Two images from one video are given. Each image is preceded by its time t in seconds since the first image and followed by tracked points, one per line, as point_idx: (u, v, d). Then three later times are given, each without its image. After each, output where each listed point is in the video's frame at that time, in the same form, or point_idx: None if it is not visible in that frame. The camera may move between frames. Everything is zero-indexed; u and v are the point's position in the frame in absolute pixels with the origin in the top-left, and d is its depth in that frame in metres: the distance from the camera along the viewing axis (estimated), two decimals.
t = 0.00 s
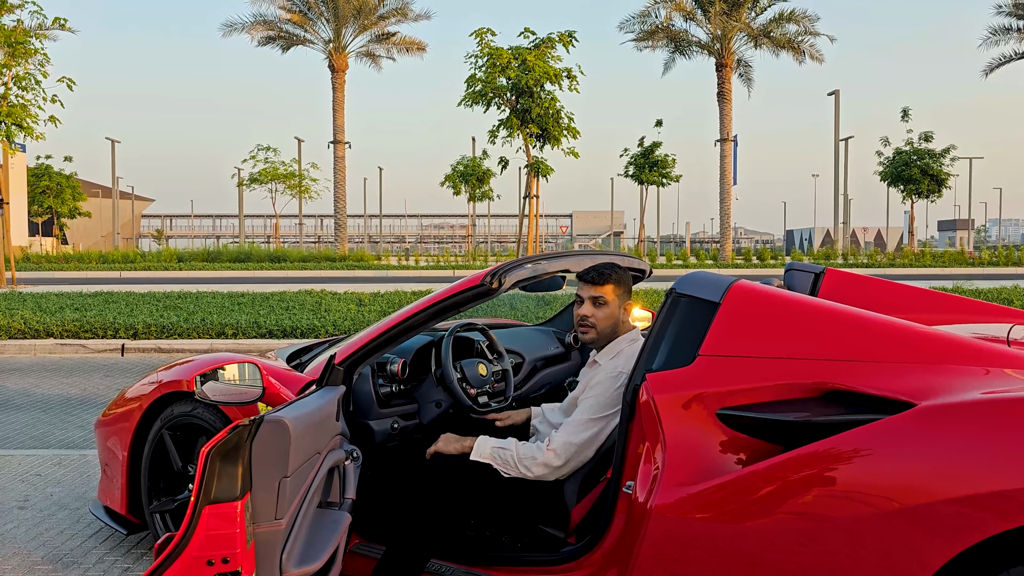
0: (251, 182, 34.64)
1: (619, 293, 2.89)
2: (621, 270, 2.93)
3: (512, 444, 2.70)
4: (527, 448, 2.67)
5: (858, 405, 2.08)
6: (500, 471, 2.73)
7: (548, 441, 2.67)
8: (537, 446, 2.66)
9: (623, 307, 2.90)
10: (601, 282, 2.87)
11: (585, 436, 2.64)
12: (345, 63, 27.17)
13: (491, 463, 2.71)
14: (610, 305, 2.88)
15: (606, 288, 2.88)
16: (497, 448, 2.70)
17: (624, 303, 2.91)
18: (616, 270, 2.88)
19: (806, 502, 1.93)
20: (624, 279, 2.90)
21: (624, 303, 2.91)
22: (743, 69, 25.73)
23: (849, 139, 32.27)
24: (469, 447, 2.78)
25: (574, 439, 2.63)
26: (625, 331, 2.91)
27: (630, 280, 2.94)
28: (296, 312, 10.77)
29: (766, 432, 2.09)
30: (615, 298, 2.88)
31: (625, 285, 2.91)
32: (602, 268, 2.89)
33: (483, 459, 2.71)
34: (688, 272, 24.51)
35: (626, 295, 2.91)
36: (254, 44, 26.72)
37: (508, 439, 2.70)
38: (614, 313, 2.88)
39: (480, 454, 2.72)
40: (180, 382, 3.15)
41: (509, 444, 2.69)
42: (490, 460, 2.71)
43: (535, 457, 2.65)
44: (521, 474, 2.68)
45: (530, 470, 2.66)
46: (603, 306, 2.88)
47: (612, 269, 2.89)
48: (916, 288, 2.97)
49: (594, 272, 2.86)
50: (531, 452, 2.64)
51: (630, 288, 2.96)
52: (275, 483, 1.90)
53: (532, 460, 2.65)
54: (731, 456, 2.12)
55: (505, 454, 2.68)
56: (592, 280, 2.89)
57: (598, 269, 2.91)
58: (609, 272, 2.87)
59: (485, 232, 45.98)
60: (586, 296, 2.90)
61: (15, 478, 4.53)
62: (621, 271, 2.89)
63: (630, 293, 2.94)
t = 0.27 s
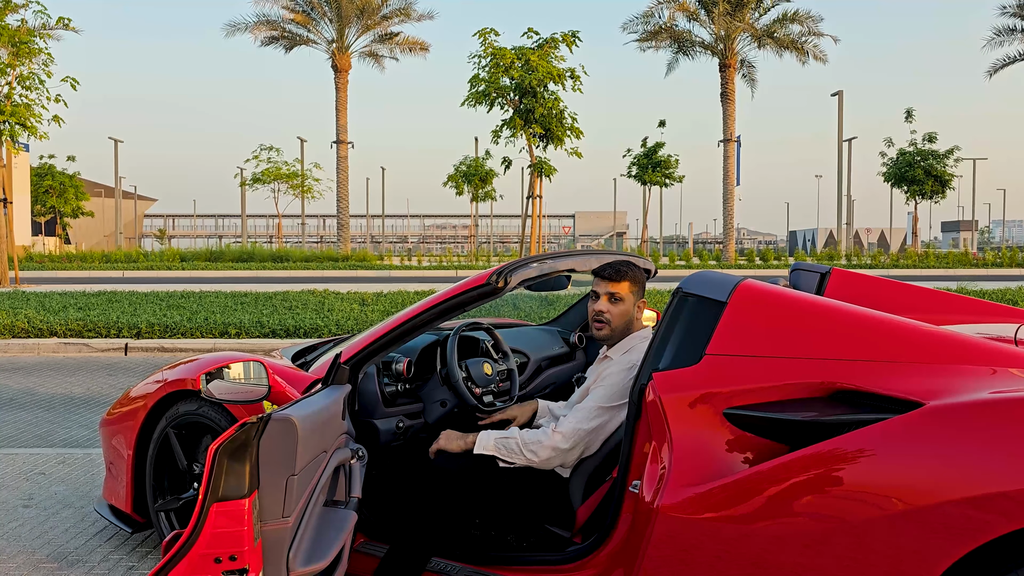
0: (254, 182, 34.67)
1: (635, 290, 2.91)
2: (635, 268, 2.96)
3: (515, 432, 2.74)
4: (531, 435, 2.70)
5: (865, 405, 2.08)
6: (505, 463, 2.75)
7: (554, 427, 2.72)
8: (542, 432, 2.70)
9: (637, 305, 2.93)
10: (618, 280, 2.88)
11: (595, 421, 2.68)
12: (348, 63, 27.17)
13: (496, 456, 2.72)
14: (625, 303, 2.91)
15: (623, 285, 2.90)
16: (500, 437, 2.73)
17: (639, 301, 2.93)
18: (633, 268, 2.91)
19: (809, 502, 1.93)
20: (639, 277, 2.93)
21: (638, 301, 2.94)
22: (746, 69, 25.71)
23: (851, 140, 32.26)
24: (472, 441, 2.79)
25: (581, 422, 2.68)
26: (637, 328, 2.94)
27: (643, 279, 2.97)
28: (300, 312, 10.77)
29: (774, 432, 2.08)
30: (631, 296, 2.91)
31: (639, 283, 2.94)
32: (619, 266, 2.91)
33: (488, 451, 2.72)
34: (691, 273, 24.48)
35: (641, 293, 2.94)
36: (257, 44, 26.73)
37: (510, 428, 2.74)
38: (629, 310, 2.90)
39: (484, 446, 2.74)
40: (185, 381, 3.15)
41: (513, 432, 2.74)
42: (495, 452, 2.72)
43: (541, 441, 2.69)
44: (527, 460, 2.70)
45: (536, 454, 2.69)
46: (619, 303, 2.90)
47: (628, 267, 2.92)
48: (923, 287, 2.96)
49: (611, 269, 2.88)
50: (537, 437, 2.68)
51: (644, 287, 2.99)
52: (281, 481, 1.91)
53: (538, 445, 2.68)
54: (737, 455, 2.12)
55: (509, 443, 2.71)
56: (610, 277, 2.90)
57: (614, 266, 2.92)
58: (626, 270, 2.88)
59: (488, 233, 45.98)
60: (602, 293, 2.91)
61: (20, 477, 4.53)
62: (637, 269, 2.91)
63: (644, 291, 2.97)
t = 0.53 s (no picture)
0: (253, 179, 34.64)
1: (654, 284, 2.93)
2: (654, 263, 2.98)
3: (532, 412, 2.78)
4: (548, 416, 2.75)
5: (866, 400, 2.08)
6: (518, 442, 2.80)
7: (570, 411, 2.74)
8: (558, 415, 2.74)
9: (655, 299, 2.95)
10: (638, 272, 2.91)
11: (610, 408, 2.69)
12: (348, 60, 27.13)
13: (509, 433, 2.79)
14: (643, 296, 2.93)
15: (642, 278, 2.92)
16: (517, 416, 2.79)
17: (657, 295, 2.95)
18: (653, 262, 2.93)
19: (809, 496, 1.94)
20: (658, 271, 2.96)
21: (656, 295, 2.96)
22: (746, 66, 25.70)
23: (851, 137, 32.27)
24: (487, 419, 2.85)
25: (596, 409, 2.70)
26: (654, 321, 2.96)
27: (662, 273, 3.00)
28: (300, 309, 10.77)
29: (776, 426, 2.09)
30: (650, 290, 2.93)
31: (658, 277, 2.96)
32: (638, 259, 2.93)
33: (502, 427, 2.80)
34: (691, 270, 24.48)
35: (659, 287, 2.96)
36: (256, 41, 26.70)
37: (528, 409, 2.79)
38: (647, 303, 2.93)
39: (499, 422, 2.80)
40: (186, 376, 3.15)
41: (530, 413, 2.78)
42: (507, 430, 2.79)
43: (556, 423, 2.73)
44: (540, 441, 2.74)
45: (549, 436, 2.73)
46: (637, 295, 2.92)
47: (647, 261, 2.94)
48: (923, 283, 2.96)
49: (631, 262, 2.91)
50: (552, 417, 2.72)
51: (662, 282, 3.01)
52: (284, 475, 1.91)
53: (553, 427, 2.72)
54: (739, 450, 2.13)
55: (525, 422, 2.77)
56: (628, 270, 2.92)
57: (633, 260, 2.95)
58: (646, 264, 2.91)
59: (487, 230, 45.97)
60: (620, 285, 2.94)
61: (21, 473, 4.54)
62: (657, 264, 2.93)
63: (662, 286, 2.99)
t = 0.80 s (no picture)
0: (251, 171, 34.55)
1: (662, 279, 2.90)
2: (667, 260, 2.96)
3: (538, 416, 2.71)
4: (554, 419, 2.68)
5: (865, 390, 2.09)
6: (525, 448, 2.72)
7: (576, 412, 2.69)
8: (565, 417, 2.68)
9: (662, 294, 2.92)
10: (647, 264, 2.88)
11: (615, 404, 2.67)
12: (345, 51, 27.02)
13: (515, 438, 2.70)
14: (650, 289, 2.90)
15: (651, 271, 2.89)
16: (521, 420, 2.71)
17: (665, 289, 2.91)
18: (664, 257, 2.91)
19: (807, 488, 1.95)
20: (669, 267, 2.93)
21: (664, 290, 2.93)
22: (745, 57, 25.64)
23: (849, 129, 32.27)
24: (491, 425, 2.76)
25: (603, 408, 2.66)
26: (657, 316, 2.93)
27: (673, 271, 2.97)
28: (298, 301, 10.76)
29: (776, 418, 2.10)
30: (657, 283, 2.89)
31: (669, 272, 2.93)
32: (650, 253, 2.92)
33: (506, 432, 2.70)
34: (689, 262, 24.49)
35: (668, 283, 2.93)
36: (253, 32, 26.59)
37: (532, 412, 2.71)
38: (652, 296, 2.89)
39: (503, 427, 2.72)
40: (185, 369, 3.16)
41: (535, 416, 2.71)
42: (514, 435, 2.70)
43: (564, 427, 2.66)
44: (549, 445, 2.67)
45: (558, 440, 2.66)
46: (644, 288, 2.89)
47: (659, 256, 2.92)
48: (923, 275, 2.96)
49: (642, 253, 2.89)
50: (559, 423, 2.65)
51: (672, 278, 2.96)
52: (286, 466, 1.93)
53: (561, 430, 2.66)
54: (738, 441, 2.14)
55: (531, 427, 2.69)
56: (638, 262, 2.90)
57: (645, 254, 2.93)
58: (656, 257, 2.90)
59: (486, 222, 45.93)
60: (628, 275, 2.92)
61: (20, 465, 4.54)
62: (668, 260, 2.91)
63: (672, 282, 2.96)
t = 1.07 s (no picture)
0: (249, 159, 34.42)
1: (660, 267, 2.88)
2: (666, 246, 2.92)
3: (534, 407, 2.70)
4: (551, 410, 2.68)
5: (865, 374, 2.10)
6: (522, 439, 2.72)
7: (574, 401, 2.70)
8: (562, 407, 2.69)
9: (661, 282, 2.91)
10: (643, 254, 2.87)
11: (613, 392, 2.67)
12: (343, 38, 26.87)
13: (513, 430, 2.70)
14: (648, 278, 2.89)
15: (648, 260, 2.88)
16: (519, 412, 2.70)
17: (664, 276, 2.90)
18: (662, 245, 2.87)
19: (805, 472, 1.96)
20: (668, 253, 2.90)
21: (663, 276, 2.91)
22: (744, 44, 25.52)
23: (849, 116, 32.21)
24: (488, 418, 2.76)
25: (601, 396, 2.67)
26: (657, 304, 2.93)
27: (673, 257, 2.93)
28: (297, 288, 10.76)
29: (776, 402, 2.11)
30: (656, 271, 2.88)
31: (667, 259, 2.90)
32: (647, 240, 2.89)
33: (505, 425, 2.70)
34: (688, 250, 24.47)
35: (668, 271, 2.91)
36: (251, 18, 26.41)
37: (528, 403, 2.70)
38: (650, 285, 2.89)
39: (501, 420, 2.71)
40: (185, 355, 3.16)
41: (532, 407, 2.70)
42: (512, 428, 2.70)
43: (561, 417, 2.67)
44: (546, 436, 2.68)
45: (556, 430, 2.67)
46: (641, 277, 2.89)
47: (657, 243, 2.89)
48: (923, 261, 2.96)
49: (638, 242, 2.88)
50: (556, 413, 2.66)
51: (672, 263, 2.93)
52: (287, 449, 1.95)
53: (558, 420, 2.67)
54: (738, 425, 2.15)
55: (528, 418, 2.68)
56: (635, 251, 2.89)
57: (643, 241, 2.91)
58: (653, 245, 2.87)
59: (485, 209, 45.84)
60: (625, 265, 2.92)
61: (21, 452, 4.55)
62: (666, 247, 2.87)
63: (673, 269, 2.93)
